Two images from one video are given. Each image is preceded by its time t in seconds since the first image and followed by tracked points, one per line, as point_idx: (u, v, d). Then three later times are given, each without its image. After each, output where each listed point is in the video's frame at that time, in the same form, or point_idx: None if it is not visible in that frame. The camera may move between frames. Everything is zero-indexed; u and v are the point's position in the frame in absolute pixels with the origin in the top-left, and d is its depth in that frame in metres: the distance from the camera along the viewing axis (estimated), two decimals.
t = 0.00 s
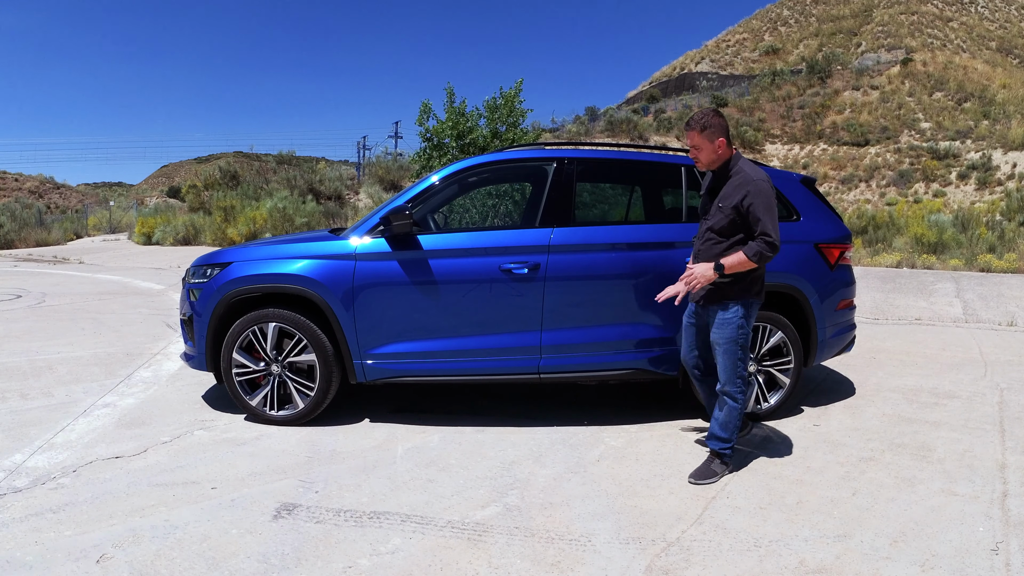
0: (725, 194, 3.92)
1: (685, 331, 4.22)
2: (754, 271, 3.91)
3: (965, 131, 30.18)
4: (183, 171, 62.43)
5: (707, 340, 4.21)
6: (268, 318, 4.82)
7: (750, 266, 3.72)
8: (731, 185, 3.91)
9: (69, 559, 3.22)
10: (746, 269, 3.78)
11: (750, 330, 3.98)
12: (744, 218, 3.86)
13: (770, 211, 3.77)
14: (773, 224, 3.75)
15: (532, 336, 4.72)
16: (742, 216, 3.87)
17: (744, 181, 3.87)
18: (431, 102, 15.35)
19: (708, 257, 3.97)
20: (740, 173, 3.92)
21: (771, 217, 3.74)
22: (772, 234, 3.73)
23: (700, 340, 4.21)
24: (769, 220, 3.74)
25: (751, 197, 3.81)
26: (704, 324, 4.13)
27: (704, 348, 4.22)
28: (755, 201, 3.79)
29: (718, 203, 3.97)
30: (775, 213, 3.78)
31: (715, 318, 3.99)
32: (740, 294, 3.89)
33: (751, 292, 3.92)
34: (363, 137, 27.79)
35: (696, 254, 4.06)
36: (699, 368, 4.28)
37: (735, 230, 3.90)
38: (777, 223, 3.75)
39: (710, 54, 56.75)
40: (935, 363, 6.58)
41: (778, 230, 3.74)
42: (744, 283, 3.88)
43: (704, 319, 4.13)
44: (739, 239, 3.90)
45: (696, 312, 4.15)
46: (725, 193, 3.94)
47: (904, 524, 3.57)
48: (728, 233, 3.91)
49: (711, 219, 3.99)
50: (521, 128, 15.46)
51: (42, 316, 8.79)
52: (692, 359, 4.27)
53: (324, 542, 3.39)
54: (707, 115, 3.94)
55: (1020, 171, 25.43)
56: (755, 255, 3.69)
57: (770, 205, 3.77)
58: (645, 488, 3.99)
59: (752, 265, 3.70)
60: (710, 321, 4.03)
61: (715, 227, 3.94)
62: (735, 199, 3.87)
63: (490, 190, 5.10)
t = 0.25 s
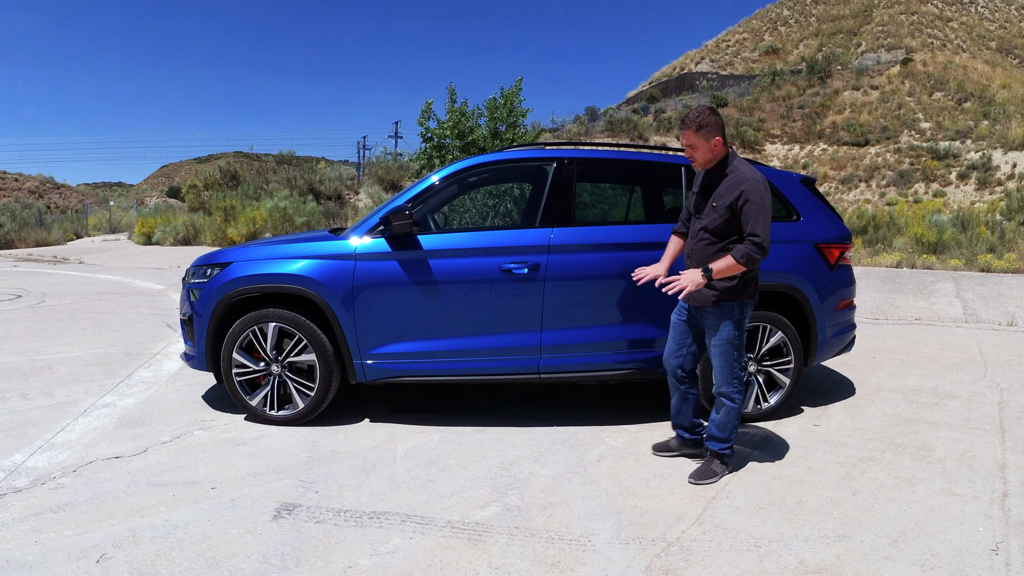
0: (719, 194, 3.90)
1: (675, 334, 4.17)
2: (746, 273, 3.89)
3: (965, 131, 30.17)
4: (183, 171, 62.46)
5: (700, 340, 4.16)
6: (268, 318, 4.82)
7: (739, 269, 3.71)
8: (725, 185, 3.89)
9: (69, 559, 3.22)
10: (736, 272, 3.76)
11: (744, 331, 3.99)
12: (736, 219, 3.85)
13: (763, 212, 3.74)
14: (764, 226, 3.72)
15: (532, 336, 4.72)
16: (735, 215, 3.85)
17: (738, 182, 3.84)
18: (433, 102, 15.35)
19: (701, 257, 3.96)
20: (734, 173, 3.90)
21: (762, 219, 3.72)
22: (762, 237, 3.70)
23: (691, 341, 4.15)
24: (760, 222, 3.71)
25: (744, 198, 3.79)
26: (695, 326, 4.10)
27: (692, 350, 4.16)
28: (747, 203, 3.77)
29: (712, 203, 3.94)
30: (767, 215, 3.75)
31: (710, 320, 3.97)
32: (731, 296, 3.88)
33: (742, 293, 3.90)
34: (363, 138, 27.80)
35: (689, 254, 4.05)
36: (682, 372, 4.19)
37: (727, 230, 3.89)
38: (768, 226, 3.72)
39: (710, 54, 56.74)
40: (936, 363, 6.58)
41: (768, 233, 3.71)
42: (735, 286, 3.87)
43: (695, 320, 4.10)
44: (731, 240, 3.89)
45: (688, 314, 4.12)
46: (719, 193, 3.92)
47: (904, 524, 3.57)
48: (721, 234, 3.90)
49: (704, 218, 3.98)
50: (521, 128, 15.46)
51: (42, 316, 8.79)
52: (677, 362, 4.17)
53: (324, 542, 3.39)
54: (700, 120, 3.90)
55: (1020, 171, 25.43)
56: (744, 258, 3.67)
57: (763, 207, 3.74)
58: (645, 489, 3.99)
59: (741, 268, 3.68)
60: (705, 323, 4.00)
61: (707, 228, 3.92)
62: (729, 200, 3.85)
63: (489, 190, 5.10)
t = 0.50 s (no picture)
0: (704, 194, 3.90)
1: (663, 338, 4.14)
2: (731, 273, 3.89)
3: (965, 131, 30.17)
4: (183, 171, 62.45)
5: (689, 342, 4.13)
6: (268, 318, 4.82)
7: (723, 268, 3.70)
8: (710, 185, 3.89)
9: (69, 559, 3.22)
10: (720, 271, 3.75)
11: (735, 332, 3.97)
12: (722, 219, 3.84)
13: (748, 212, 3.73)
14: (749, 226, 3.72)
15: (532, 336, 4.72)
16: (721, 215, 3.85)
17: (723, 182, 3.84)
18: (434, 101, 15.36)
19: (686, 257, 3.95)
20: (719, 173, 3.90)
21: (747, 219, 3.72)
22: (746, 236, 3.70)
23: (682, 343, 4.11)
24: (744, 221, 3.71)
25: (729, 197, 3.79)
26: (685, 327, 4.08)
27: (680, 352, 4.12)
28: (732, 202, 3.77)
29: (697, 204, 3.94)
30: (752, 215, 3.75)
31: (701, 322, 3.96)
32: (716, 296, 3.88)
33: (729, 294, 3.90)
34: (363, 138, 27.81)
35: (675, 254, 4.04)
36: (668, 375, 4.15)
37: (713, 230, 3.88)
38: (753, 225, 3.72)
39: (710, 54, 56.74)
40: (936, 363, 6.58)
41: (753, 232, 3.71)
42: (720, 286, 3.86)
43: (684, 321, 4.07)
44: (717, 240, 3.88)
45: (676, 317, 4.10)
46: (704, 193, 3.92)
47: (904, 524, 3.57)
48: (706, 234, 3.89)
49: (690, 219, 3.97)
50: (521, 128, 15.46)
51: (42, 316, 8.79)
52: (664, 364, 4.14)
53: (324, 542, 3.39)
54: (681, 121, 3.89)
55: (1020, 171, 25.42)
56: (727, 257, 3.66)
57: (748, 206, 3.73)
58: (645, 489, 3.99)
59: (725, 267, 3.68)
60: (695, 324, 3.98)
61: (693, 228, 3.92)
62: (714, 199, 3.85)
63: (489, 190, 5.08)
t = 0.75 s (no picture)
0: (679, 191, 3.90)
1: (645, 340, 4.14)
2: (711, 269, 3.89)
3: (965, 131, 30.17)
4: (183, 171, 62.42)
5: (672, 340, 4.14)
6: (268, 318, 4.82)
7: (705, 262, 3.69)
8: (685, 182, 3.90)
9: (69, 559, 3.22)
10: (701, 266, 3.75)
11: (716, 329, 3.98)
12: (699, 214, 3.85)
13: (725, 205, 3.75)
14: (728, 219, 3.73)
15: (532, 336, 4.72)
16: (698, 211, 3.85)
17: (698, 177, 3.85)
18: (435, 101, 15.37)
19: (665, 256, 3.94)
20: (693, 169, 3.91)
21: (725, 212, 3.72)
22: (727, 229, 3.71)
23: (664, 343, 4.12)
24: (723, 215, 3.72)
25: (705, 192, 3.80)
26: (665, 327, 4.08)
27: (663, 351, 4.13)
28: (709, 197, 3.77)
29: (673, 202, 3.94)
30: (730, 208, 3.76)
31: (681, 321, 3.95)
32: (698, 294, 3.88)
33: (710, 290, 3.90)
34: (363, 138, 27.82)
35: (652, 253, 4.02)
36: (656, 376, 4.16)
37: (691, 227, 3.88)
38: (732, 218, 3.73)
39: (710, 54, 56.73)
40: (936, 363, 6.58)
41: (733, 225, 3.72)
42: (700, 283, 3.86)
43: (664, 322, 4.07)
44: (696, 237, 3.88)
45: (655, 318, 4.10)
46: (680, 190, 3.92)
47: (904, 524, 3.57)
48: (684, 232, 3.89)
49: (666, 217, 3.96)
50: (521, 128, 15.47)
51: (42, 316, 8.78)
52: (649, 366, 4.15)
53: (324, 541, 3.39)
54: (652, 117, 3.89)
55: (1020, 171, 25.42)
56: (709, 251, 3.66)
57: (725, 199, 3.75)
58: (645, 488, 4.00)
59: (708, 261, 3.67)
60: (675, 324, 3.98)
61: (671, 226, 3.91)
62: (691, 196, 3.85)
63: (489, 190, 5.04)
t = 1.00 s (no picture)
0: (654, 188, 3.91)
1: (630, 340, 4.13)
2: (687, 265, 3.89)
3: (965, 131, 30.16)
4: (183, 171, 62.39)
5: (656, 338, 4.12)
6: (268, 318, 4.82)
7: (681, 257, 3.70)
8: (660, 178, 3.91)
9: (69, 559, 3.22)
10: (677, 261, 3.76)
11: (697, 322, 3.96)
12: (674, 210, 3.86)
13: (700, 200, 3.76)
14: (703, 213, 3.75)
15: (532, 336, 4.72)
16: (673, 207, 3.86)
17: (672, 173, 3.87)
18: (435, 101, 15.36)
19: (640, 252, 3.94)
20: (667, 166, 3.92)
21: (700, 206, 3.74)
22: (702, 224, 3.72)
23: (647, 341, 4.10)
24: (698, 209, 3.73)
25: (680, 187, 3.81)
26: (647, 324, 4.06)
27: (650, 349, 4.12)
28: (684, 192, 3.79)
29: (647, 198, 3.94)
30: (704, 203, 3.78)
31: (661, 316, 3.93)
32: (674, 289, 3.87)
33: (689, 285, 3.89)
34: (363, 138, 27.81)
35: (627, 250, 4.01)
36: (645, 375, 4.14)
37: (666, 223, 3.88)
38: (707, 213, 3.74)
39: (710, 54, 56.72)
40: (936, 363, 6.58)
41: (708, 219, 3.73)
42: (677, 278, 3.87)
43: (645, 318, 4.05)
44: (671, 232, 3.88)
45: (637, 317, 4.09)
46: (654, 187, 3.93)
47: (904, 524, 3.57)
48: (659, 227, 3.89)
49: (642, 214, 3.96)
50: (521, 128, 15.47)
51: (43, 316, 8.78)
52: (637, 365, 4.14)
53: (324, 542, 3.39)
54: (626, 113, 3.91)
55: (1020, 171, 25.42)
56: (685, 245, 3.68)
57: (700, 194, 3.77)
58: (645, 489, 4.00)
59: (683, 255, 3.69)
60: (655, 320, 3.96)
61: (646, 222, 3.91)
62: (665, 192, 3.86)
63: (490, 190, 5.05)
